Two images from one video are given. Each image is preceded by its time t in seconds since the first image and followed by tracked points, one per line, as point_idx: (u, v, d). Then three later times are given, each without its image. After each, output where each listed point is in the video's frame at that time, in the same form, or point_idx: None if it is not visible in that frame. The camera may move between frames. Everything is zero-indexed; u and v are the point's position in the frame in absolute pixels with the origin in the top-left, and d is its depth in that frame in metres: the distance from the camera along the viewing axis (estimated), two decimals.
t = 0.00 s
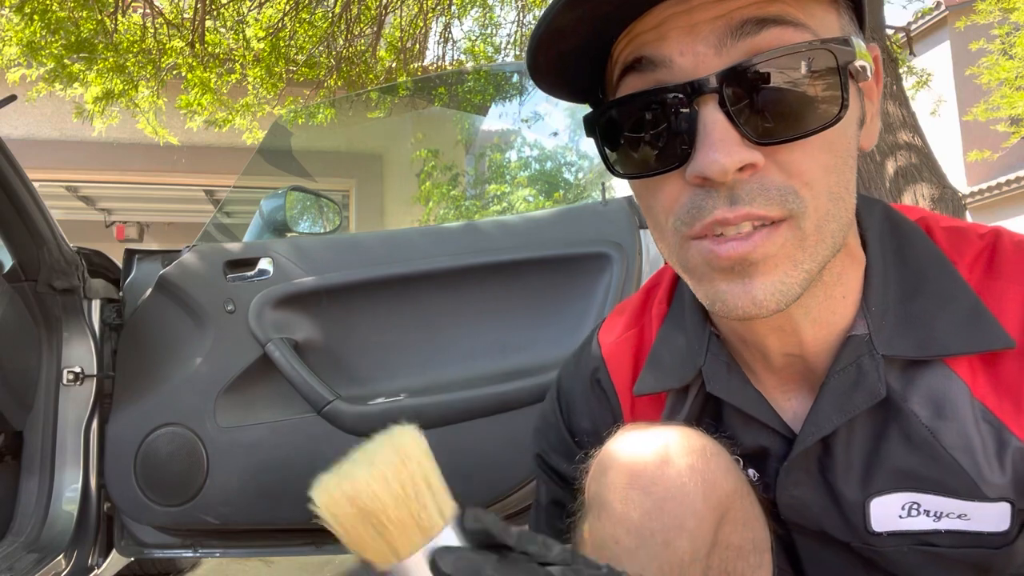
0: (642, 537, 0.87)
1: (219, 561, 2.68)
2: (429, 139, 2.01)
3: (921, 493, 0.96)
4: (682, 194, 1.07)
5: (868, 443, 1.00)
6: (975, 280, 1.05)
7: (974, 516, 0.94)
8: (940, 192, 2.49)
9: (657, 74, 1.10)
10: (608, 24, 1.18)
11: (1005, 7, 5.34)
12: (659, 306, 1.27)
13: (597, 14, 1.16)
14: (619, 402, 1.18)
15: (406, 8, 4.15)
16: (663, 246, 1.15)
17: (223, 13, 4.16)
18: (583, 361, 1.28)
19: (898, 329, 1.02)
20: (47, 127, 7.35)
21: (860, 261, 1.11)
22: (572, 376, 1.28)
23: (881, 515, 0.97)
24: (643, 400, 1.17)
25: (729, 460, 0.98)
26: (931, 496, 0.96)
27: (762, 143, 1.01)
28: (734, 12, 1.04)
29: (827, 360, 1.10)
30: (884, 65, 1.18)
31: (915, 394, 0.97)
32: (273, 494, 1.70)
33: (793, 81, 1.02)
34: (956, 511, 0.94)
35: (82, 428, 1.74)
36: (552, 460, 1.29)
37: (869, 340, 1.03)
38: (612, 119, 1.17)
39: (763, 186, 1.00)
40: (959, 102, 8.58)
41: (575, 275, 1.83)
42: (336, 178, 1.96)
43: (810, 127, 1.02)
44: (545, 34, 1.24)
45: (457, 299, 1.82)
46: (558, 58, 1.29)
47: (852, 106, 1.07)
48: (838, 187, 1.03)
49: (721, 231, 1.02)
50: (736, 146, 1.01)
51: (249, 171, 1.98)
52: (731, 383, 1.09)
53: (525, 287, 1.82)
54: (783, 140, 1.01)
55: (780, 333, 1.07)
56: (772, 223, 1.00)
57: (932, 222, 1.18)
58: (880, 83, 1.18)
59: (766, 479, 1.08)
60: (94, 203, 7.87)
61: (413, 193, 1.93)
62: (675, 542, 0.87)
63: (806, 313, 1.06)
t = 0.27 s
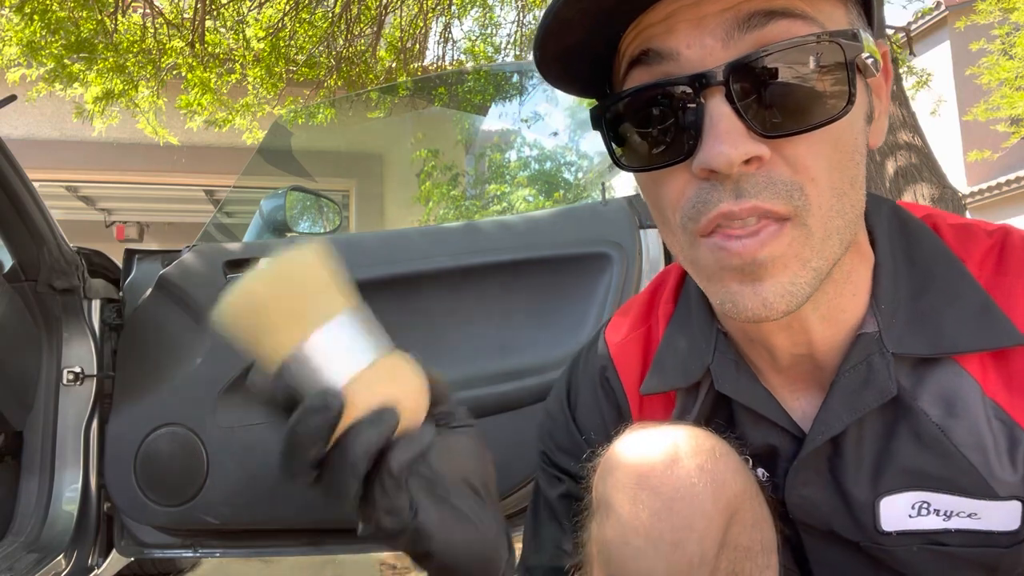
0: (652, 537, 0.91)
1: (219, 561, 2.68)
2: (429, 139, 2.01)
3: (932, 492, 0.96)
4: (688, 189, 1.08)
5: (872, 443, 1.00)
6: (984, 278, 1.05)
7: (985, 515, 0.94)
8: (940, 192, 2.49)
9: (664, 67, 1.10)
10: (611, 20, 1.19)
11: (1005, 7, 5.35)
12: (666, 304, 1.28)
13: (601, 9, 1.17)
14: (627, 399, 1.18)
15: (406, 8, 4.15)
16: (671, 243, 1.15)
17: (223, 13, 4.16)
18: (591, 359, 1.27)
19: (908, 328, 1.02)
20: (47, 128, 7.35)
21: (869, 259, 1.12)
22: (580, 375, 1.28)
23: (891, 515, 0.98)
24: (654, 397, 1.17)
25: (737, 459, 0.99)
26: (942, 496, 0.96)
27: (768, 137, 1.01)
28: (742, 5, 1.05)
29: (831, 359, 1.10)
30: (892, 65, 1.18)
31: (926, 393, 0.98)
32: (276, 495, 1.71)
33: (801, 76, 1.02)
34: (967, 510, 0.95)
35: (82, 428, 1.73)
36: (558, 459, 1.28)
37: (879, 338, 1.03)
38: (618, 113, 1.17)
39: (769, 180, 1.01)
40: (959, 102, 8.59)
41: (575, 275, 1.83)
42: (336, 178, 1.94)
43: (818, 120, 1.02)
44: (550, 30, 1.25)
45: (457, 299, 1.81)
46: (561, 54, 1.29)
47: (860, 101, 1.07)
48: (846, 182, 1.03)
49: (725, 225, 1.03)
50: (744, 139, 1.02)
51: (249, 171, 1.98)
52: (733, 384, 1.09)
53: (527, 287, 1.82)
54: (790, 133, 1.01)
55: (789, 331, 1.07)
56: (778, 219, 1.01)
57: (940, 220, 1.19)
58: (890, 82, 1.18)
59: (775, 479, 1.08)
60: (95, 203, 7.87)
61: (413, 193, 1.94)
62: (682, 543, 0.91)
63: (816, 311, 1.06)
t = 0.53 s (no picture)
0: (662, 537, 0.93)
1: (218, 561, 2.68)
2: (429, 139, 2.01)
3: (938, 493, 0.97)
4: (683, 197, 1.08)
5: (874, 444, 1.00)
6: (988, 280, 1.06)
7: (990, 515, 0.95)
8: (940, 192, 2.49)
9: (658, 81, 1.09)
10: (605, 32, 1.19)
11: (1005, 7, 5.35)
12: (670, 306, 1.28)
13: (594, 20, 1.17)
14: (633, 402, 1.17)
15: (406, 9, 4.15)
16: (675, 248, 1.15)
17: (223, 13, 4.16)
18: (596, 360, 1.27)
19: (915, 330, 1.02)
20: (47, 128, 7.35)
21: (876, 264, 1.11)
22: (585, 377, 1.28)
23: (898, 516, 0.98)
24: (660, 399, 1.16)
25: (746, 458, 0.99)
26: (947, 497, 0.96)
27: (758, 151, 1.00)
28: (732, 20, 1.02)
29: (833, 360, 1.10)
30: (901, 69, 1.16)
31: (932, 393, 0.97)
32: (277, 495, 1.71)
33: (804, 83, 1.01)
34: (973, 511, 0.95)
35: (82, 428, 1.73)
36: (566, 462, 1.28)
37: (887, 340, 1.03)
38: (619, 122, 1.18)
39: (761, 193, 1.00)
40: (959, 102, 8.59)
41: (575, 275, 1.84)
42: (336, 178, 1.93)
43: (811, 134, 1.00)
44: (546, 42, 1.25)
45: (456, 298, 1.81)
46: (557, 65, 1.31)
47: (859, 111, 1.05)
48: (844, 192, 1.02)
49: (721, 238, 1.03)
50: (734, 151, 1.01)
51: (248, 171, 1.98)
52: (738, 386, 1.09)
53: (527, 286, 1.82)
54: (779, 147, 1.00)
55: (793, 334, 1.07)
56: (770, 230, 1.00)
57: (943, 223, 1.19)
58: (900, 86, 1.17)
59: (782, 480, 1.08)
60: (95, 203, 7.88)
61: (412, 193, 1.94)
62: (692, 542, 0.93)
63: (821, 314, 1.06)
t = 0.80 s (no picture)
0: (661, 535, 0.93)
1: (218, 561, 2.68)
2: (429, 139, 2.01)
3: (937, 491, 0.96)
4: (646, 198, 1.08)
5: (874, 445, 1.00)
6: (987, 279, 1.06)
7: (990, 513, 0.94)
8: (940, 192, 2.49)
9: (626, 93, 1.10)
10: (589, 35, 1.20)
11: (1005, 7, 5.35)
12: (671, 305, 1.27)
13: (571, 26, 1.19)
14: (633, 399, 1.17)
15: (406, 9, 4.15)
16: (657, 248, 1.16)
17: (223, 13, 4.16)
18: (597, 359, 1.27)
19: (913, 327, 1.02)
20: (47, 127, 7.35)
21: (871, 271, 1.11)
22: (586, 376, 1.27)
23: (897, 514, 0.98)
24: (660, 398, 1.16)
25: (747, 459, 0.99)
26: (947, 495, 0.96)
27: (706, 160, 0.99)
28: (691, 33, 1.01)
29: (829, 359, 1.11)
30: (906, 76, 1.13)
31: (930, 392, 0.98)
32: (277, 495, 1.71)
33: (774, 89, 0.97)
34: (972, 508, 0.95)
35: (82, 427, 1.73)
36: (567, 462, 1.28)
37: (884, 339, 1.02)
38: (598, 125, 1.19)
39: (708, 198, 0.99)
40: (959, 102, 8.59)
41: (575, 275, 1.84)
42: (336, 178, 1.96)
43: (758, 144, 0.97)
44: (523, 47, 1.27)
45: (456, 299, 1.81)
46: (546, 68, 1.32)
47: (828, 121, 1.01)
48: (806, 200, 1.00)
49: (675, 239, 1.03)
50: (676, 158, 1.01)
51: (249, 171, 1.98)
52: (737, 385, 1.09)
53: (527, 287, 1.82)
54: (725, 157, 0.98)
55: (777, 334, 1.09)
56: (722, 234, 1.00)
57: (942, 224, 1.19)
58: (900, 99, 1.14)
59: (782, 479, 1.08)
60: (94, 203, 7.87)
61: (413, 193, 1.94)
62: (691, 540, 0.92)
63: (809, 314, 1.07)
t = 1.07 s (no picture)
0: None
1: (219, 561, 2.68)
2: (429, 139, 2.01)
3: (926, 488, 0.95)
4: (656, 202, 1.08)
5: (863, 441, 0.99)
6: (976, 280, 1.05)
7: (979, 509, 0.93)
8: (940, 192, 2.49)
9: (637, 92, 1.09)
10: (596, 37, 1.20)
11: (1005, 7, 5.34)
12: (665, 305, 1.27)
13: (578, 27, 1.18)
14: (625, 398, 1.17)
15: (406, 9, 4.15)
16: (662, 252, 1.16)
17: (223, 13, 4.16)
18: (592, 359, 1.27)
19: (901, 325, 1.01)
20: (47, 127, 7.35)
21: (861, 266, 1.11)
22: (580, 375, 1.27)
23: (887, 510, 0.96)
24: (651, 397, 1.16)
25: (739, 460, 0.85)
26: (936, 490, 0.95)
27: (723, 168, 0.99)
28: (715, 40, 1.01)
29: (825, 358, 1.10)
30: (907, 84, 1.14)
31: (918, 389, 0.97)
32: (275, 495, 1.71)
33: (797, 92, 0.98)
34: (961, 504, 0.94)
35: (82, 428, 1.73)
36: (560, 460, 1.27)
37: (872, 336, 1.02)
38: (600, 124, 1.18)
39: (721, 207, 0.99)
40: (959, 102, 8.59)
41: (573, 275, 1.83)
42: (336, 179, 1.96)
43: (779, 153, 0.98)
44: (527, 43, 1.26)
45: (456, 299, 1.81)
46: (551, 67, 1.32)
47: (840, 130, 1.03)
48: (814, 209, 1.01)
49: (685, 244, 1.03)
50: (692, 165, 1.01)
51: (249, 171, 1.98)
52: (730, 384, 1.09)
53: (527, 287, 1.82)
54: (744, 165, 0.98)
55: (773, 336, 1.08)
56: (733, 243, 1.00)
57: (933, 223, 1.18)
58: (899, 104, 1.15)
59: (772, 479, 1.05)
60: (94, 203, 7.88)
61: (412, 193, 1.93)
62: None
63: (801, 315, 1.06)
